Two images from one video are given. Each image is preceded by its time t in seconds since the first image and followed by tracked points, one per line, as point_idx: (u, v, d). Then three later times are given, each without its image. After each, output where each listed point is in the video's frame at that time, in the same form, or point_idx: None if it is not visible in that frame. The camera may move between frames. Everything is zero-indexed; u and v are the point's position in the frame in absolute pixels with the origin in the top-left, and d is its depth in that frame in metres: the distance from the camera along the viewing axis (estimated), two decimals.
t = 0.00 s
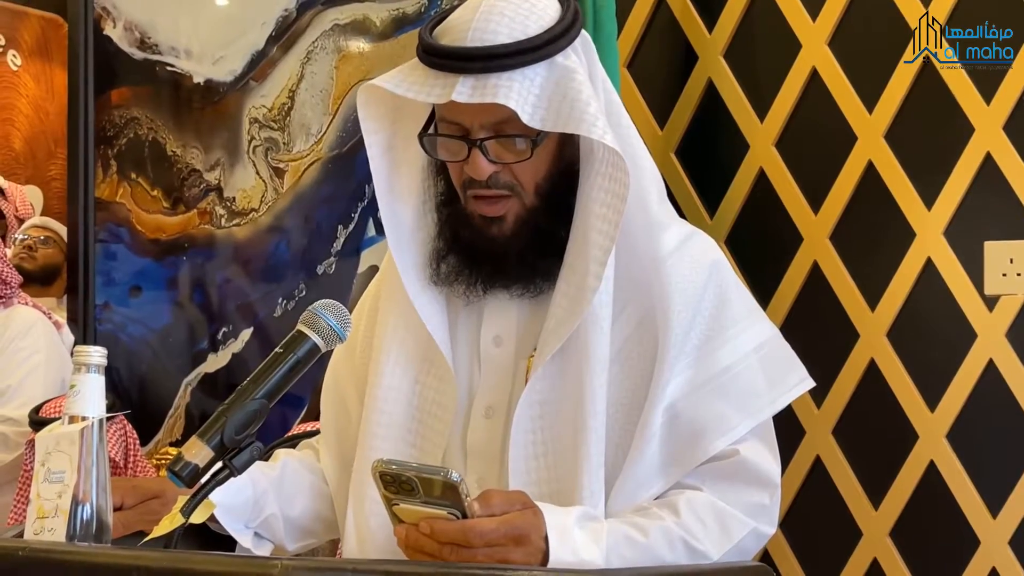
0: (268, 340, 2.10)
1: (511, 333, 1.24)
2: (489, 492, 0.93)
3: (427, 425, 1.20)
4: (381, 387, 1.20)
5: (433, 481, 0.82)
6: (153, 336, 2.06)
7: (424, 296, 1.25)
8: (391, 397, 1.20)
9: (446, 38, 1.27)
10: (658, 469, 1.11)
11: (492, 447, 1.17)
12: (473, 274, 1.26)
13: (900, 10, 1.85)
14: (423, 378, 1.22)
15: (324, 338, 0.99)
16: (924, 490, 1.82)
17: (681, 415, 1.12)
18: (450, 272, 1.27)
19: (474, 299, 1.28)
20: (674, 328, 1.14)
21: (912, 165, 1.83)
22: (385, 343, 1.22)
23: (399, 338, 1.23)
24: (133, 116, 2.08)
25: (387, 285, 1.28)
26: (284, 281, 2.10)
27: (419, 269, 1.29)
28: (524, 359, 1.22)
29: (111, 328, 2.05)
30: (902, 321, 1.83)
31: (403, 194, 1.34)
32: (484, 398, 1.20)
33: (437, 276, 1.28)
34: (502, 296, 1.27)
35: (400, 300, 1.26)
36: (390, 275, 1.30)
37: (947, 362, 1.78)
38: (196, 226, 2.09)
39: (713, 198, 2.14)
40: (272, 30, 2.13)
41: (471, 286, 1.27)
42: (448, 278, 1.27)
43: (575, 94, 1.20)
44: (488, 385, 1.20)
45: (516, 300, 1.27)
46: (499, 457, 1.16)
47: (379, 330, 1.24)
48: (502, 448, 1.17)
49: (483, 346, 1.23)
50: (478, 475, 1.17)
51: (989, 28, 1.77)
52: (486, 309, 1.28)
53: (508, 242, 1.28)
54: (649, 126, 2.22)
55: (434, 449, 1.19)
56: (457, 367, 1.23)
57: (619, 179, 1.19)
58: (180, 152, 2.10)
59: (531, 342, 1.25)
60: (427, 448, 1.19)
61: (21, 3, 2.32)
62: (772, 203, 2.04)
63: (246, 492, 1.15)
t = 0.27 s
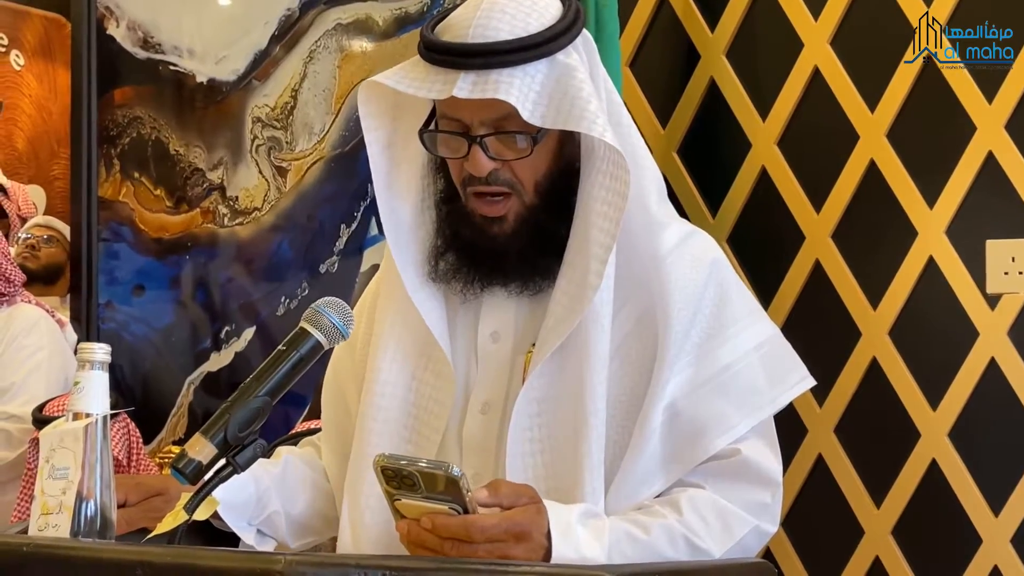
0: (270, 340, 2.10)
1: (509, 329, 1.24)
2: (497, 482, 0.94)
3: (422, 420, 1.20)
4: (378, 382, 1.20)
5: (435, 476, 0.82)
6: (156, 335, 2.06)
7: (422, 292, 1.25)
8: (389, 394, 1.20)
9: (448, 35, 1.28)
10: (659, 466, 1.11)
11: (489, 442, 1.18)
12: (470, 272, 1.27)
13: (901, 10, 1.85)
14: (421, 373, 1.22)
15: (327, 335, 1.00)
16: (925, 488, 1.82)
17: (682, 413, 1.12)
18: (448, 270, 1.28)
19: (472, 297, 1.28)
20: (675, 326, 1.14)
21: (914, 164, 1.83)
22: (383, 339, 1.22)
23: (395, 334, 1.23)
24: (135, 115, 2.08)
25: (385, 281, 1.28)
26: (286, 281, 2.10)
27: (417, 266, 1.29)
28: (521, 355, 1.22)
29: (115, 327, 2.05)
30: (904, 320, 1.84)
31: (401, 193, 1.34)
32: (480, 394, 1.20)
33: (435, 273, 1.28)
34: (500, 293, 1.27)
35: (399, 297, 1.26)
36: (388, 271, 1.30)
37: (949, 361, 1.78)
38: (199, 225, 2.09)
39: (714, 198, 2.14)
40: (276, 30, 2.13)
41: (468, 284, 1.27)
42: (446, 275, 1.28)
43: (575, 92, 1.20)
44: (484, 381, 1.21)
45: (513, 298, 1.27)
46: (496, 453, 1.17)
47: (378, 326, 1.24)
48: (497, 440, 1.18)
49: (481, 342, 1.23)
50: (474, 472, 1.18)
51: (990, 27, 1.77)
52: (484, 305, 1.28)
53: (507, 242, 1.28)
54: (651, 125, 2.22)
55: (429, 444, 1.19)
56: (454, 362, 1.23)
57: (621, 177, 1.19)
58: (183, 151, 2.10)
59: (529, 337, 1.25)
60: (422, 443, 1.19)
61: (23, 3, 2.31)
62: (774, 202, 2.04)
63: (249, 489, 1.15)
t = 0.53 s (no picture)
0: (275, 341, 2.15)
1: (511, 331, 1.25)
2: (504, 485, 0.95)
3: (427, 424, 1.21)
4: (383, 384, 1.21)
5: (442, 473, 0.83)
6: (162, 336, 2.05)
7: (427, 294, 1.25)
8: (394, 395, 1.21)
9: (448, 43, 1.28)
10: (662, 468, 1.12)
11: (491, 441, 1.18)
12: (473, 274, 1.28)
13: (904, 10, 1.86)
14: (424, 375, 1.23)
15: (334, 335, 1.00)
16: (928, 488, 1.83)
17: (685, 415, 1.13)
18: (453, 272, 1.29)
19: (476, 300, 1.29)
20: (678, 328, 1.15)
21: (917, 165, 1.84)
22: (387, 341, 1.23)
23: (399, 337, 1.23)
24: (140, 116, 2.06)
25: (389, 284, 1.29)
26: (291, 280, 2.15)
27: (420, 269, 1.29)
28: (525, 355, 1.23)
29: (120, 327, 2.02)
30: (907, 320, 1.84)
31: (402, 202, 1.35)
32: (483, 395, 1.20)
33: (439, 276, 1.29)
34: (503, 295, 1.28)
35: (402, 299, 1.26)
36: (391, 274, 1.31)
37: (952, 362, 1.79)
38: (204, 226, 2.09)
39: (718, 198, 2.15)
40: (280, 30, 2.16)
41: (473, 286, 1.28)
42: (451, 278, 1.28)
43: (576, 99, 1.20)
44: (488, 383, 1.21)
45: (516, 300, 1.28)
46: (499, 454, 1.17)
47: (382, 328, 1.25)
48: (500, 440, 1.18)
49: (484, 344, 1.24)
50: (477, 473, 1.18)
51: (993, 27, 1.77)
52: (487, 308, 1.29)
53: (509, 245, 1.28)
54: (655, 126, 2.23)
55: (433, 444, 1.20)
56: (459, 363, 1.24)
57: (624, 184, 1.19)
58: (188, 151, 2.09)
59: (532, 339, 1.25)
60: (425, 441, 1.20)
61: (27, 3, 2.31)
62: (777, 202, 2.05)
63: (256, 488, 1.16)
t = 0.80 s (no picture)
0: (278, 341, 2.15)
1: (514, 332, 1.25)
2: (505, 485, 0.95)
3: (430, 425, 1.21)
4: (388, 385, 1.21)
5: (444, 473, 0.83)
6: (164, 336, 2.06)
7: (431, 296, 1.26)
8: (399, 395, 1.21)
9: (449, 46, 1.29)
10: (664, 468, 1.12)
11: (496, 442, 1.19)
12: (477, 275, 1.28)
13: (905, 10, 1.86)
14: (429, 376, 1.23)
15: (337, 335, 1.01)
16: (929, 488, 1.83)
17: (687, 415, 1.13)
18: (456, 272, 1.29)
19: (479, 300, 1.29)
20: (679, 329, 1.15)
21: (917, 165, 1.84)
22: (390, 343, 1.23)
23: (403, 338, 1.24)
24: (143, 116, 2.07)
25: (392, 286, 1.30)
26: (293, 280, 2.16)
27: (422, 271, 1.29)
28: (528, 356, 1.23)
29: (122, 327, 2.03)
30: (907, 321, 1.85)
31: (406, 201, 1.35)
32: (487, 397, 1.21)
33: (442, 277, 1.29)
34: (505, 296, 1.28)
35: (407, 302, 1.27)
36: (395, 276, 1.32)
37: (952, 362, 1.79)
38: (206, 226, 2.10)
39: (720, 198, 2.15)
40: (282, 31, 2.16)
41: (475, 287, 1.29)
42: (453, 279, 1.29)
43: (579, 101, 1.21)
44: (491, 385, 1.22)
45: (518, 300, 1.28)
46: (504, 455, 1.18)
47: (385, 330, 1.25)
48: (504, 442, 1.19)
49: (487, 346, 1.25)
50: (481, 472, 1.18)
51: (993, 27, 1.78)
52: (490, 309, 1.30)
53: (511, 245, 1.29)
54: (656, 126, 2.24)
55: (436, 443, 1.20)
56: (463, 364, 1.24)
57: (624, 185, 1.20)
58: (190, 152, 2.10)
59: (535, 340, 1.26)
60: (429, 442, 1.21)
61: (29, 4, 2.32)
62: (779, 203, 2.05)
63: (259, 488, 1.17)
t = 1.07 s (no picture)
0: (282, 342, 2.14)
1: (524, 335, 1.26)
2: (513, 484, 0.95)
3: (443, 427, 1.22)
4: (399, 386, 1.22)
5: (452, 472, 0.84)
6: (168, 336, 2.07)
7: (439, 299, 1.27)
8: (410, 395, 1.22)
9: (455, 49, 1.29)
10: (672, 466, 1.13)
11: (508, 443, 1.19)
12: (485, 277, 1.29)
13: (908, 11, 1.86)
14: (439, 378, 1.24)
15: (344, 335, 1.02)
16: (933, 487, 1.83)
17: (695, 415, 1.13)
18: (464, 275, 1.30)
19: (488, 302, 1.30)
20: (687, 329, 1.15)
21: (921, 164, 1.84)
22: (401, 346, 1.24)
23: (413, 341, 1.25)
24: (148, 117, 2.09)
25: (402, 289, 1.30)
26: (297, 280, 2.15)
27: (432, 272, 1.31)
28: (538, 359, 1.24)
29: (128, 327, 2.05)
30: (911, 320, 1.85)
31: (414, 202, 1.36)
32: (499, 398, 1.21)
33: (451, 280, 1.30)
34: (515, 299, 1.29)
35: (416, 306, 1.27)
36: (405, 279, 1.32)
37: (956, 362, 1.79)
38: (211, 226, 2.11)
39: (724, 199, 2.16)
40: (287, 31, 2.16)
41: (484, 288, 1.29)
42: (462, 280, 1.30)
43: (585, 101, 1.21)
44: (502, 388, 1.22)
45: (528, 302, 1.28)
46: (516, 456, 1.18)
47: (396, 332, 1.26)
48: (517, 445, 1.19)
49: (497, 348, 1.25)
50: (495, 472, 1.19)
51: (995, 27, 1.78)
52: (499, 311, 1.30)
53: (519, 248, 1.29)
54: (661, 127, 2.24)
55: (452, 442, 1.20)
56: (473, 368, 1.25)
57: (631, 186, 1.21)
58: (195, 152, 2.11)
59: (544, 342, 1.26)
60: (442, 444, 1.21)
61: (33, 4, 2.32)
62: (783, 202, 2.06)
63: (266, 488, 1.17)
